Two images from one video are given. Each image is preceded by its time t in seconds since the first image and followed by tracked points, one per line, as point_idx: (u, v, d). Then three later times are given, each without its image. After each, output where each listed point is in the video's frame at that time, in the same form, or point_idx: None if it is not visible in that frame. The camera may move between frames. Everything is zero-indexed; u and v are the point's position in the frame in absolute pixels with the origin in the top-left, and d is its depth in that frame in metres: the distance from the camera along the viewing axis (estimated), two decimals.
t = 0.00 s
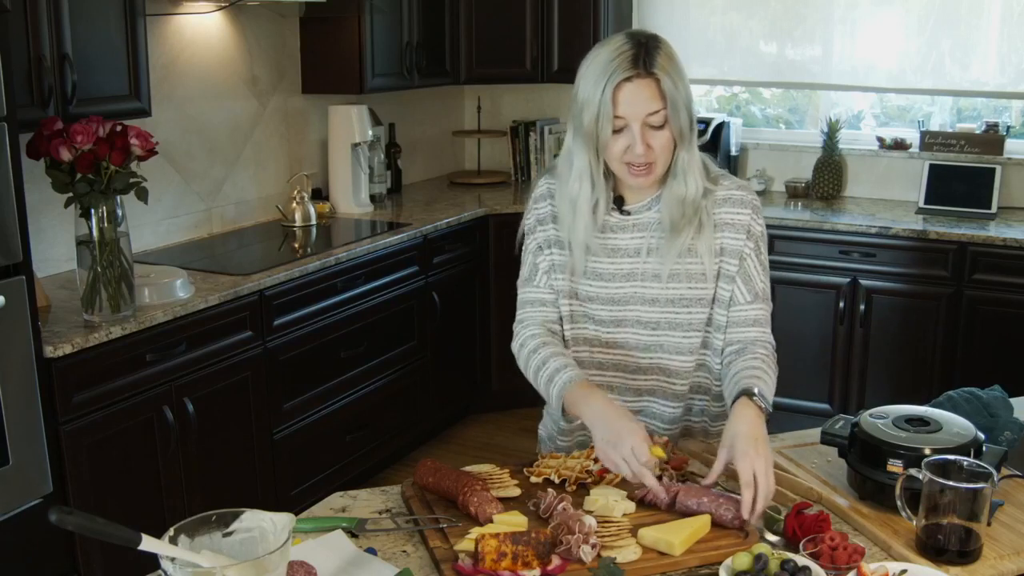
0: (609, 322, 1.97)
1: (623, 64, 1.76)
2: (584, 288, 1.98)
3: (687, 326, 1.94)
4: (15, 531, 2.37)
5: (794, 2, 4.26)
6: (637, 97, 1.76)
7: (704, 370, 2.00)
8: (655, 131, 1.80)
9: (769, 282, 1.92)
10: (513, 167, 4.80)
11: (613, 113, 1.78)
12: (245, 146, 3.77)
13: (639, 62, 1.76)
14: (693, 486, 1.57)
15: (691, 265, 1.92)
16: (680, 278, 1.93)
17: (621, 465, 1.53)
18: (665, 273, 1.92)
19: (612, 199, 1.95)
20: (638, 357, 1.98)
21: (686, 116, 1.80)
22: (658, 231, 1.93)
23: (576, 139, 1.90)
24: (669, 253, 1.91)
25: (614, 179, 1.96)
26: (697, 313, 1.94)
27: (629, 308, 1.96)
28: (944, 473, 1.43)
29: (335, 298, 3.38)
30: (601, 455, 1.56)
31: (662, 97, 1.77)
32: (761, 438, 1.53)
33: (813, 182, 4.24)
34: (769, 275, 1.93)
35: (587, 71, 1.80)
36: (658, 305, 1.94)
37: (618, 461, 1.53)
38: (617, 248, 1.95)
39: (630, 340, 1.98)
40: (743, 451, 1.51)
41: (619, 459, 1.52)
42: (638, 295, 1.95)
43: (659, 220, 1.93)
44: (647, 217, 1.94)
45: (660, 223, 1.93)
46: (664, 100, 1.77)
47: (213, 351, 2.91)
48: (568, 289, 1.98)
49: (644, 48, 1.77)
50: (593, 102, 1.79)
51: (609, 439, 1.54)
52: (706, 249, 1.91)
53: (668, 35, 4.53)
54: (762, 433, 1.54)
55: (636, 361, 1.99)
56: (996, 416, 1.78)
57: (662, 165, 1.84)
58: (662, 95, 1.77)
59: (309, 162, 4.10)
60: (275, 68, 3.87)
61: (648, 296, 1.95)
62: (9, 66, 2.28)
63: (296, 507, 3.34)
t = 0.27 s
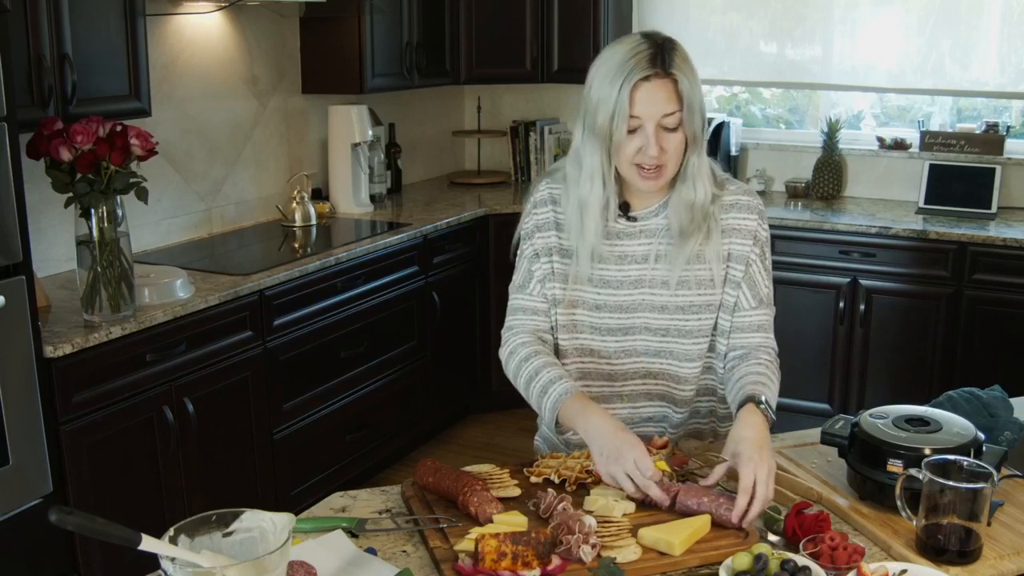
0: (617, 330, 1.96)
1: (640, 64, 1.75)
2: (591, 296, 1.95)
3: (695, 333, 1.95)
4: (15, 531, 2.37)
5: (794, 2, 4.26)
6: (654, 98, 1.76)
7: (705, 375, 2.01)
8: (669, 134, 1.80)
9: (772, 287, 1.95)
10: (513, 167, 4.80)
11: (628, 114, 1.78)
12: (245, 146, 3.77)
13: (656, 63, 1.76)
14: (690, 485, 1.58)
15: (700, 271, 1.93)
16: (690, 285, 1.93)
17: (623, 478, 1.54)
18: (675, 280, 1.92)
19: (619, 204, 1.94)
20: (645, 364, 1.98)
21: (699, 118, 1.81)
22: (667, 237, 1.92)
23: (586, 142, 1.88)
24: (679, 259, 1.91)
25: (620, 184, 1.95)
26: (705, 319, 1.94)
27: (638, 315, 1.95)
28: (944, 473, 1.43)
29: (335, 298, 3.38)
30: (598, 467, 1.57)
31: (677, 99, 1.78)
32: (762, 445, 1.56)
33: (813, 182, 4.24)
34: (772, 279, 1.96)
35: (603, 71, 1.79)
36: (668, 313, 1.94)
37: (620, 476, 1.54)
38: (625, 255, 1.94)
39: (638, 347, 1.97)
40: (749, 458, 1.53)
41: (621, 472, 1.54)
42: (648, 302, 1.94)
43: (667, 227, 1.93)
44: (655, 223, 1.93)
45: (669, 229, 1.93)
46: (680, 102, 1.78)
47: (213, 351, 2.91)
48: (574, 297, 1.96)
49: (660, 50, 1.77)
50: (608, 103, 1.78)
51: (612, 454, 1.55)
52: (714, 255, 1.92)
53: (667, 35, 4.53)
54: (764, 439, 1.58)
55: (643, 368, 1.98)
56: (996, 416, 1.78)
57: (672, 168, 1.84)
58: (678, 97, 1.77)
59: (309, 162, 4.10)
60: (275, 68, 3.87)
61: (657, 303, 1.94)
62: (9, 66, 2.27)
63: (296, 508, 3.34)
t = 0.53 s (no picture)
0: (619, 334, 1.96)
1: (644, 68, 1.75)
2: (593, 301, 1.95)
3: (697, 337, 1.95)
4: (15, 531, 2.37)
5: (794, 2, 4.26)
6: (658, 102, 1.76)
7: (706, 379, 2.02)
8: (673, 137, 1.80)
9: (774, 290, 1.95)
10: (513, 167, 4.80)
11: (632, 118, 1.77)
12: (245, 146, 3.77)
13: (661, 67, 1.76)
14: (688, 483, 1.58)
15: (703, 275, 1.93)
16: (692, 289, 1.93)
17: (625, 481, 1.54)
18: (677, 284, 1.92)
19: (621, 208, 1.94)
20: (647, 368, 1.98)
21: (703, 122, 1.82)
22: (669, 241, 1.92)
23: (588, 145, 1.88)
24: (681, 264, 1.91)
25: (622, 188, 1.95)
26: (708, 323, 1.94)
27: (640, 319, 1.95)
28: (944, 473, 1.43)
29: (335, 298, 3.38)
30: (599, 472, 1.57)
31: (682, 103, 1.78)
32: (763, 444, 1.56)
33: (813, 181, 4.24)
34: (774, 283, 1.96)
35: (606, 75, 1.79)
36: (670, 317, 1.94)
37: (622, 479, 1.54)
38: (626, 259, 1.94)
39: (639, 351, 1.97)
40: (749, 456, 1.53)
41: (621, 476, 1.54)
42: (650, 306, 1.94)
43: (670, 230, 1.93)
44: (657, 227, 1.93)
45: (671, 233, 1.93)
46: (685, 106, 1.78)
47: (213, 351, 2.91)
48: (575, 302, 1.95)
49: (664, 53, 1.77)
50: (612, 106, 1.78)
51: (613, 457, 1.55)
52: (716, 259, 1.92)
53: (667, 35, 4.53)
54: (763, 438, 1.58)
55: (645, 372, 1.98)
56: (996, 416, 1.78)
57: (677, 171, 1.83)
58: (683, 101, 1.78)
59: (309, 162, 4.10)
60: (275, 68, 3.87)
61: (659, 307, 1.94)
62: (9, 66, 2.27)
63: (296, 508, 3.34)
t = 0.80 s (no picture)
0: (618, 335, 1.96)
1: (638, 69, 1.75)
2: (592, 301, 1.95)
3: (696, 338, 1.95)
4: (15, 531, 2.37)
5: (794, 2, 4.26)
6: (651, 103, 1.76)
7: (705, 380, 2.02)
8: (668, 140, 1.79)
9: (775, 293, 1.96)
10: (513, 167, 4.80)
11: (624, 119, 1.78)
12: (245, 146, 3.77)
13: (654, 68, 1.76)
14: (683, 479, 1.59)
15: (702, 276, 1.93)
16: (691, 290, 1.93)
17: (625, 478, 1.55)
18: (677, 285, 1.92)
19: (620, 209, 1.94)
20: (646, 370, 1.97)
21: (699, 125, 1.81)
22: (669, 242, 1.92)
23: (586, 145, 1.88)
24: (680, 265, 1.91)
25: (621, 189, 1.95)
26: (707, 324, 1.94)
27: (639, 320, 1.95)
28: (944, 473, 1.43)
29: (335, 298, 3.38)
30: (598, 469, 1.58)
31: (676, 105, 1.77)
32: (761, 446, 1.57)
33: (813, 181, 4.24)
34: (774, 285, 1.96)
35: (601, 75, 1.79)
36: (669, 317, 1.94)
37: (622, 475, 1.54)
38: (626, 260, 1.94)
39: (638, 352, 1.96)
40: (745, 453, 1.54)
41: (621, 474, 1.54)
42: (649, 307, 1.94)
43: (669, 232, 1.93)
44: (657, 228, 1.93)
45: (671, 235, 1.93)
46: (679, 108, 1.77)
47: (213, 351, 2.91)
48: (575, 302, 1.95)
49: (659, 55, 1.77)
50: (605, 107, 1.78)
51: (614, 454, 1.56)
52: (716, 260, 1.92)
53: (667, 35, 4.53)
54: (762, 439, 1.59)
55: (644, 374, 1.98)
56: (996, 416, 1.78)
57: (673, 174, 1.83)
58: (677, 103, 1.77)
59: (309, 162, 4.10)
60: (275, 68, 3.87)
61: (658, 308, 1.94)
62: (9, 66, 2.27)
63: (296, 508, 3.34)
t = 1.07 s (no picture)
0: (617, 335, 1.96)
1: (627, 70, 1.75)
2: (591, 301, 1.95)
3: (696, 338, 1.95)
4: (15, 531, 2.37)
5: (794, 2, 4.26)
6: (638, 106, 1.75)
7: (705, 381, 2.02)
8: (657, 141, 1.78)
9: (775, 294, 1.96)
10: (513, 167, 4.80)
11: (613, 120, 1.78)
12: (245, 146, 3.77)
13: (644, 71, 1.75)
14: (679, 479, 1.59)
15: (702, 276, 1.93)
16: (690, 290, 1.93)
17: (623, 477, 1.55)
18: (675, 285, 1.92)
19: (619, 209, 1.94)
20: (645, 369, 1.98)
21: (689, 127, 1.79)
22: (668, 243, 1.92)
23: (581, 145, 1.88)
24: (678, 266, 1.91)
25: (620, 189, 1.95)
26: (707, 324, 1.94)
27: (638, 320, 1.95)
28: (944, 473, 1.43)
29: (335, 298, 3.38)
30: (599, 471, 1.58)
31: (664, 107, 1.76)
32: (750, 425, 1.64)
33: (813, 181, 4.24)
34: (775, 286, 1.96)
35: (592, 76, 1.80)
36: (668, 317, 1.94)
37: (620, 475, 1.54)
38: (625, 260, 1.94)
39: (637, 352, 1.97)
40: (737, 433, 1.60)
41: (620, 475, 1.54)
42: (648, 307, 1.94)
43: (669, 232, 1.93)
44: (656, 228, 1.93)
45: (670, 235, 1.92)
46: (667, 110, 1.76)
47: (213, 351, 2.91)
48: (574, 302, 1.96)
49: (650, 56, 1.76)
50: (595, 108, 1.79)
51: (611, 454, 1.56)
52: (716, 261, 1.92)
53: (667, 35, 4.53)
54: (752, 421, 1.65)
55: (643, 374, 1.98)
56: (996, 416, 1.78)
57: (665, 176, 1.83)
58: (665, 105, 1.76)
59: (309, 162, 4.10)
60: (275, 68, 3.87)
61: (657, 308, 1.94)
62: (9, 66, 2.27)
63: (296, 508, 3.34)
